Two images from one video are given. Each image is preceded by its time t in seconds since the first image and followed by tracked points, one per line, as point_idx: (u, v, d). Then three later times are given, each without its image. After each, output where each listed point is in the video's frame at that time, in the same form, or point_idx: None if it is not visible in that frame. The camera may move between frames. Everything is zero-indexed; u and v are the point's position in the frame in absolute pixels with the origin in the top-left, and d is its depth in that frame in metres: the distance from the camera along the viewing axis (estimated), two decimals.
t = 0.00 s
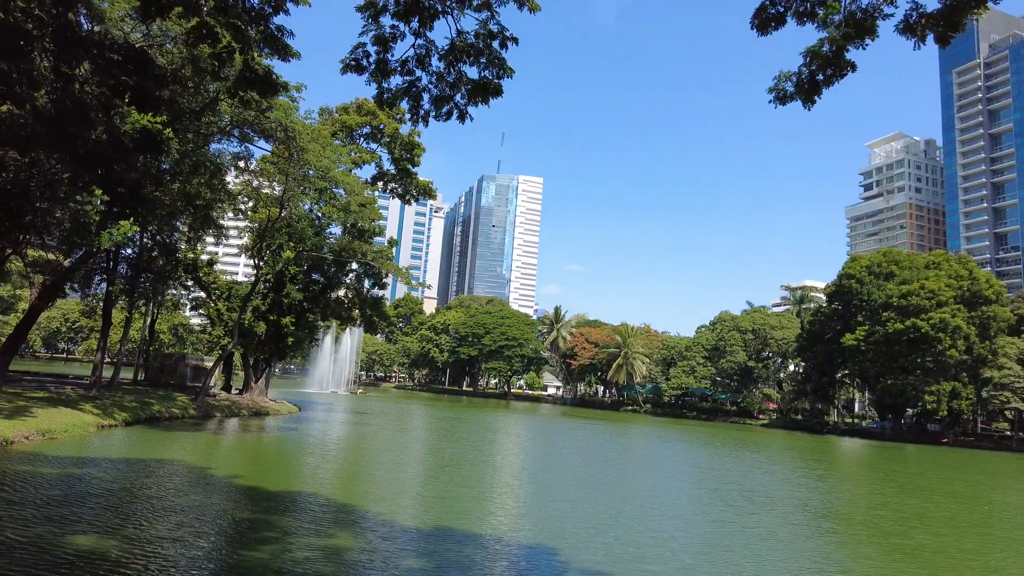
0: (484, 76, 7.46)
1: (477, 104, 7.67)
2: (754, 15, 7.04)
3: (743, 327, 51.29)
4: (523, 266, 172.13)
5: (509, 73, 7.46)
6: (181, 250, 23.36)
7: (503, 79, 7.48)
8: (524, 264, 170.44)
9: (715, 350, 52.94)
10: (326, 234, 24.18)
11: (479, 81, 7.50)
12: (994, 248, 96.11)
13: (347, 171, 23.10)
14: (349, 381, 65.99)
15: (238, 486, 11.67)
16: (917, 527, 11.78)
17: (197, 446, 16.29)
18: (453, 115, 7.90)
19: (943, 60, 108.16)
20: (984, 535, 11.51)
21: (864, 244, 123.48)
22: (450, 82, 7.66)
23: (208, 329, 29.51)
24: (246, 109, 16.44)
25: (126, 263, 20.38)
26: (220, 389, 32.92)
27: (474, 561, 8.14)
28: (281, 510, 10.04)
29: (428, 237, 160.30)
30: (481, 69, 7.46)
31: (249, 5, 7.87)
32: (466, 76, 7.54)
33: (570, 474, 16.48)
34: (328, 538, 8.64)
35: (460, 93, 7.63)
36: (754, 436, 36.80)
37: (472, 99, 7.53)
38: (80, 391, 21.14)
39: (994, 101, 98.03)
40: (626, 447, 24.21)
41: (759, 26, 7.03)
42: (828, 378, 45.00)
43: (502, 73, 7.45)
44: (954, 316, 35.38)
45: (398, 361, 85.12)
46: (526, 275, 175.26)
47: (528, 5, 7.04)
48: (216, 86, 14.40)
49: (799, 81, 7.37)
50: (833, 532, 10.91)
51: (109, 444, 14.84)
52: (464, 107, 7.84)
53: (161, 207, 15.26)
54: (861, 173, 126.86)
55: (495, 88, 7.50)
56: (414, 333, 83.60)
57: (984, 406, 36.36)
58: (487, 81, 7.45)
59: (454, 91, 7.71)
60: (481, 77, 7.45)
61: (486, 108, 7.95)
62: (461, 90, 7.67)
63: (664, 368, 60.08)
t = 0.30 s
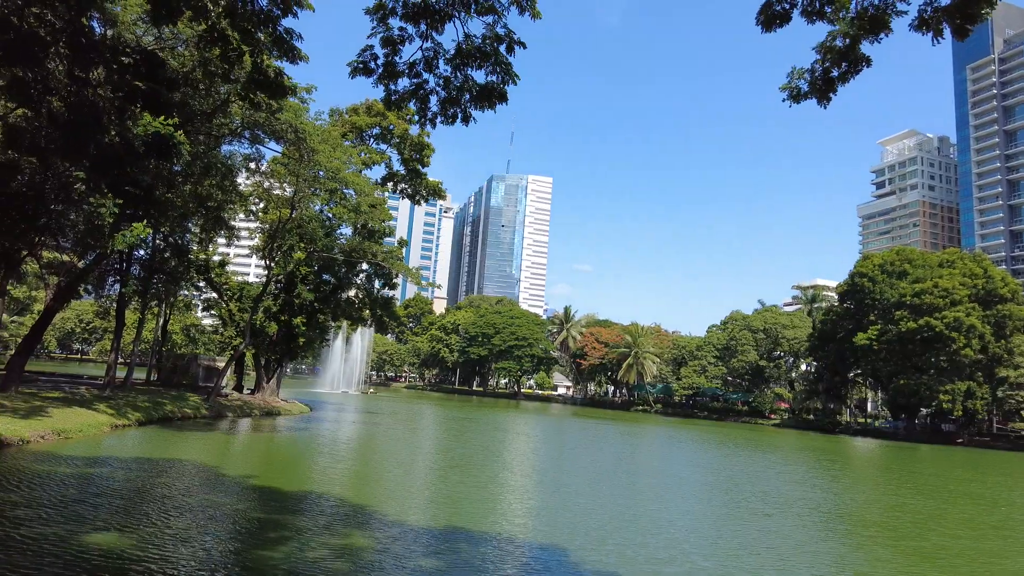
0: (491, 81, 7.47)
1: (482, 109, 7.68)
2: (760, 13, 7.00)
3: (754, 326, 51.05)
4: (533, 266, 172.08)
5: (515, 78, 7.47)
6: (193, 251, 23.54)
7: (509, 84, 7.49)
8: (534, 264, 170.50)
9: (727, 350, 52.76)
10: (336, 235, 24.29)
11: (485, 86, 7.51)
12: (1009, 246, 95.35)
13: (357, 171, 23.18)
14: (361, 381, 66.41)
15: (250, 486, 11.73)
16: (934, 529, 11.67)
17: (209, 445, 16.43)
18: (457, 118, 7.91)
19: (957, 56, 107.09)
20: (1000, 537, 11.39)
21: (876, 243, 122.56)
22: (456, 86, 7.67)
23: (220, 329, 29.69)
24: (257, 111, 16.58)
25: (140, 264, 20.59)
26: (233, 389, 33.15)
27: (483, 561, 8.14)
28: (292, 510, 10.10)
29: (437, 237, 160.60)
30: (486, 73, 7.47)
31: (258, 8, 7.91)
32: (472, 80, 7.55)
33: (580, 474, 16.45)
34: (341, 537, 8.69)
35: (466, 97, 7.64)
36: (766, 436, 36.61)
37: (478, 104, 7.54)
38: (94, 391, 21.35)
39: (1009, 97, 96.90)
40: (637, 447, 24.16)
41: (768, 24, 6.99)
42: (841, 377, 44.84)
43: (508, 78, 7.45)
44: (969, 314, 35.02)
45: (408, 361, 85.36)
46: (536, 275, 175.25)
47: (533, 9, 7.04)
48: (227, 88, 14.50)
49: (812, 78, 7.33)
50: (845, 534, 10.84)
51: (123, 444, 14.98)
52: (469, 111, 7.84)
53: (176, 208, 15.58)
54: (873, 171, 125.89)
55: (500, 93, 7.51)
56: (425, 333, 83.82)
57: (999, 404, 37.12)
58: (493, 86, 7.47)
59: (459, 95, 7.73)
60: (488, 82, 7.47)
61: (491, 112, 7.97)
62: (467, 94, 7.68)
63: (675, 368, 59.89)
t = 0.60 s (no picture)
0: (499, 84, 7.49)
1: (491, 111, 7.69)
2: (779, 11, 6.99)
3: (765, 325, 50.75)
4: (543, 266, 171.98)
5: (525, 80, 7.47)
6: (205, 252, 23.70)
7: (518, 86, 7.50)
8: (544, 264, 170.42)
9: (738, 349, 52.53)
10: (347, 236, 24.40)
11: (494, 89, 7.54)
12: None
13: (366, 173, 23.25)
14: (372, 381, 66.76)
15: (261, 486, 11.80)
16: (950, 531, 11.57)
17: (221, 445, 16.56)
18: (464, 120, 7.92)
19: (971, 52, 105.95)
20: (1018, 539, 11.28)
21: (889, 241, 121.55)
22: (465, 89, 7.69)
23: (232, 330, 29.86)
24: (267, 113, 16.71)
25: (152, 266, 20.80)
26: (245, 389, 33.34)
27: (493, 561, 8.16)
28: (303, 510, 10.16)
29: (447, 237, 160.83)
30: (495, 75, 7.48)
31: (268, 10, 7.95)
32: (481, 82, 7.55)
33: (591, 475, 16.42)
34: (353, 537, 8.73)
35: (474, 99, 7.65)
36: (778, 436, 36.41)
37: (486, 106, 7.56)
38: (108, 392, 21.58)
39: None
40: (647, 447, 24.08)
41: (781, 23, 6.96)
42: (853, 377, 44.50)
43: (517, 80, 7.46)
44: (983, 314, 34.64)
45: (419, 361, 85.56)
46: (546, 275, 175.13)
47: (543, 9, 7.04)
48: (237, 90, 14.58)
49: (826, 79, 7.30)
50: (859, 536, 10.78)
51: (136, 444, 15.11)
52: (477, 113, 7.86)
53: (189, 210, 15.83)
54: (886, 169, 124.86)
55: (508, 96, 7.52)
56: (435, 334, 84.00)
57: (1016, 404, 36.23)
58: (501, 88, 7.49)
59: (467, 98, 7.75)
60: (496, 85, 7.50)
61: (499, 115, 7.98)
62: (475, 96, 7.69)
63: (686, 368, 59.64)
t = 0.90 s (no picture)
0: (512, 83, 7.50)
1: (504, 112, 7.70)
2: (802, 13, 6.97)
3: (777, 325, 50.45)
4: (552, 266, 171.87)
5: (537, 79, 7.48)
6: (217, 253, 23.85)
7: (531, 86, 7.50)
8: (554, 264, 170.32)
9: (750, 349, 52.29)
10: (358, 237, 24.52)
11: (507, 90, 7.55)
12: None
13: (377, 174, 23.34)
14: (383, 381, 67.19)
15: (273, 486, 11.87)
16: (970, 534, 11.44)
17: (234, 445, 16.68)
18: (478, 121, 7.94)
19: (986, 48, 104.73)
20: None
21: (902, 240, 120.50)
22: (478, 90, 7.69)
23: (244, 331, 30.03)
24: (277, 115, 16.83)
25: (165, 267, 20.98)
26: (256, 389, 33.52)
27: (505, 561, 8.19)
28: (316, 509, 10.22)
29: (456, 238, 161.07)
30: (508, 75, 7.49)
31: (279, 13, 8.00)
32: (494, 83, 7.56)
33: (602, 475, 16.38)
34: (365, 537, 8.76)
35: (487, 100, 7.66)
36: (790, 437, 36.20)
37: (499, 106, 7.57)
38: (123, 392, 21.85)
39: None
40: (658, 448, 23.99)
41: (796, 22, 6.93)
42: (866, 377, 44.17)
43: (529, 79, 7.46)
44: (999, 313, 34.21)
45: (429, 361, 85.74)
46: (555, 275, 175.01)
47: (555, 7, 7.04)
48: (248, 92, 14.66)
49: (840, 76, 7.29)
50: (875, 538, 10.71)
51: (150, 444, 15.23)
52: (490, 114, 7.87)
53: (200, 211, 15.99)
54: (899, 167, 123.79)
55: (521, 95, 7.53)
56: (445, 334, 84.16)
57: None
58: (513, 88, 7.50)
59: (479, 98, 7.75)
60: (509, 84, 7.50)
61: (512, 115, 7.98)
62: (487, 97, 7.70)
63: (697, 368, 59.39)
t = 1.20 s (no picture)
0: (525, 81, 7.50)
1: (518, 110, 7.71)
2: (811, 13, 6.91)
3: (789, 325, 50.14)
4: (562, 266, 171.67)
5: (550, 77, 7.49)
6: (229, 255, 24.02)
7: (544, 83, 7.52)
8: (564, 264, 170.17)
9: (762, 348, 52.00)
10: (368, 237, 24.62)
11: (520, 87, 7.56)
12: None
13: (388, 175, 23.44)
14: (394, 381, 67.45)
15: (286, 486, 11.93)
16: (989, 536, 11.31)
17: (246, 445, 16.77)
18: (493, 120, 7.96)
19: (1000, 44, 103.52)
20: None
21: (916, 239, 119.37)
22: (492, 88, 7.70)
23: (255, 332, 30.21)
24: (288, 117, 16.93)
25: (178, 268, 21.19)
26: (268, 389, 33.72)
27: (516, 561, 8.21)
28: (328, 509, 10.28)
29: (466, 238, 161.24)
30: (521, 74, 7.50)
31: (291, 15, 8.05)
32: (507, 81, 7.58)
33: (613, 476, 16.35)
34: (377, 537, 8.81)
35: (501, 98, 7.68)
36: (803, 437, 35.95)
37: (512, 104, 7.58)
38: (136, 392, 22.07)
39: None
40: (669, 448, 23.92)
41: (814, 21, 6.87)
42: (879, 376, 43.82)
43: (542, 77, 7.47)
44: (1016, 311, 33.81)
45: (439, 361, 85.93)
46: (565, 275, 174.81)
47: (566, 6, 7.05)
48: (260, 94, 14.76)
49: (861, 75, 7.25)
50: (890, 540, 10.63)
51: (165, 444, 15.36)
52: (504, 112, 7.88)
53: (211, 212, 16.15)
54: (912, 164, 122.60)
55: (534, 93, 7.53)
56: (455, 334, 84.29)
57: None
58: (527, 86, 7.51)
59: (493, 97, 7.76)
60: (522, 82, 7.51)
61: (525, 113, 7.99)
62: (501, 95, 7.71)
63: (708, 368, 59.14)
